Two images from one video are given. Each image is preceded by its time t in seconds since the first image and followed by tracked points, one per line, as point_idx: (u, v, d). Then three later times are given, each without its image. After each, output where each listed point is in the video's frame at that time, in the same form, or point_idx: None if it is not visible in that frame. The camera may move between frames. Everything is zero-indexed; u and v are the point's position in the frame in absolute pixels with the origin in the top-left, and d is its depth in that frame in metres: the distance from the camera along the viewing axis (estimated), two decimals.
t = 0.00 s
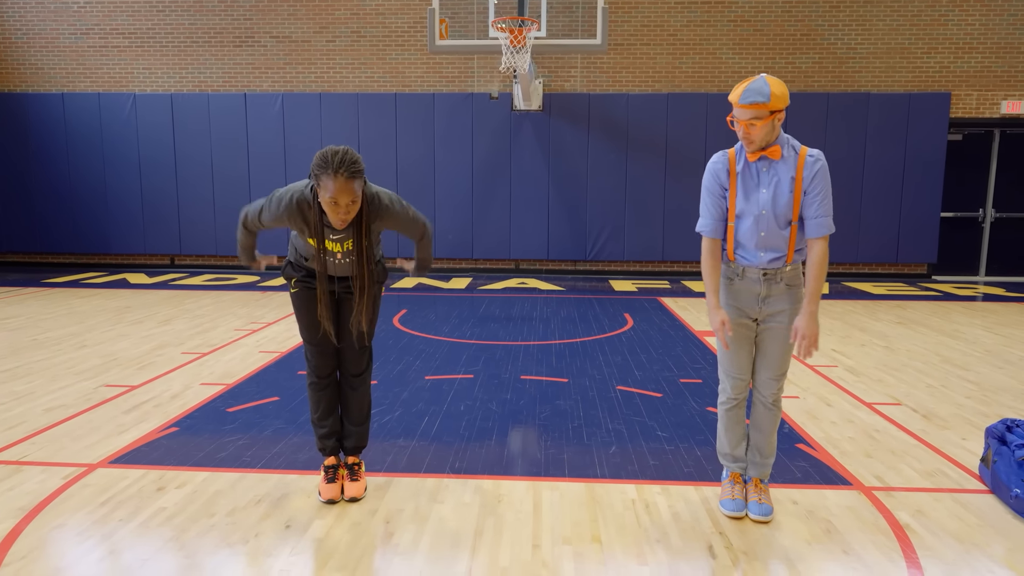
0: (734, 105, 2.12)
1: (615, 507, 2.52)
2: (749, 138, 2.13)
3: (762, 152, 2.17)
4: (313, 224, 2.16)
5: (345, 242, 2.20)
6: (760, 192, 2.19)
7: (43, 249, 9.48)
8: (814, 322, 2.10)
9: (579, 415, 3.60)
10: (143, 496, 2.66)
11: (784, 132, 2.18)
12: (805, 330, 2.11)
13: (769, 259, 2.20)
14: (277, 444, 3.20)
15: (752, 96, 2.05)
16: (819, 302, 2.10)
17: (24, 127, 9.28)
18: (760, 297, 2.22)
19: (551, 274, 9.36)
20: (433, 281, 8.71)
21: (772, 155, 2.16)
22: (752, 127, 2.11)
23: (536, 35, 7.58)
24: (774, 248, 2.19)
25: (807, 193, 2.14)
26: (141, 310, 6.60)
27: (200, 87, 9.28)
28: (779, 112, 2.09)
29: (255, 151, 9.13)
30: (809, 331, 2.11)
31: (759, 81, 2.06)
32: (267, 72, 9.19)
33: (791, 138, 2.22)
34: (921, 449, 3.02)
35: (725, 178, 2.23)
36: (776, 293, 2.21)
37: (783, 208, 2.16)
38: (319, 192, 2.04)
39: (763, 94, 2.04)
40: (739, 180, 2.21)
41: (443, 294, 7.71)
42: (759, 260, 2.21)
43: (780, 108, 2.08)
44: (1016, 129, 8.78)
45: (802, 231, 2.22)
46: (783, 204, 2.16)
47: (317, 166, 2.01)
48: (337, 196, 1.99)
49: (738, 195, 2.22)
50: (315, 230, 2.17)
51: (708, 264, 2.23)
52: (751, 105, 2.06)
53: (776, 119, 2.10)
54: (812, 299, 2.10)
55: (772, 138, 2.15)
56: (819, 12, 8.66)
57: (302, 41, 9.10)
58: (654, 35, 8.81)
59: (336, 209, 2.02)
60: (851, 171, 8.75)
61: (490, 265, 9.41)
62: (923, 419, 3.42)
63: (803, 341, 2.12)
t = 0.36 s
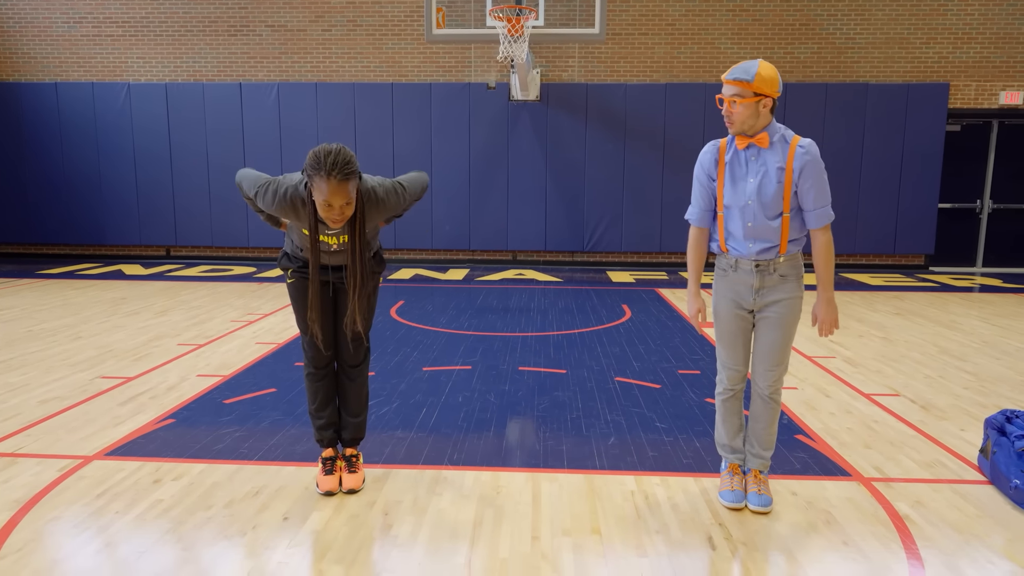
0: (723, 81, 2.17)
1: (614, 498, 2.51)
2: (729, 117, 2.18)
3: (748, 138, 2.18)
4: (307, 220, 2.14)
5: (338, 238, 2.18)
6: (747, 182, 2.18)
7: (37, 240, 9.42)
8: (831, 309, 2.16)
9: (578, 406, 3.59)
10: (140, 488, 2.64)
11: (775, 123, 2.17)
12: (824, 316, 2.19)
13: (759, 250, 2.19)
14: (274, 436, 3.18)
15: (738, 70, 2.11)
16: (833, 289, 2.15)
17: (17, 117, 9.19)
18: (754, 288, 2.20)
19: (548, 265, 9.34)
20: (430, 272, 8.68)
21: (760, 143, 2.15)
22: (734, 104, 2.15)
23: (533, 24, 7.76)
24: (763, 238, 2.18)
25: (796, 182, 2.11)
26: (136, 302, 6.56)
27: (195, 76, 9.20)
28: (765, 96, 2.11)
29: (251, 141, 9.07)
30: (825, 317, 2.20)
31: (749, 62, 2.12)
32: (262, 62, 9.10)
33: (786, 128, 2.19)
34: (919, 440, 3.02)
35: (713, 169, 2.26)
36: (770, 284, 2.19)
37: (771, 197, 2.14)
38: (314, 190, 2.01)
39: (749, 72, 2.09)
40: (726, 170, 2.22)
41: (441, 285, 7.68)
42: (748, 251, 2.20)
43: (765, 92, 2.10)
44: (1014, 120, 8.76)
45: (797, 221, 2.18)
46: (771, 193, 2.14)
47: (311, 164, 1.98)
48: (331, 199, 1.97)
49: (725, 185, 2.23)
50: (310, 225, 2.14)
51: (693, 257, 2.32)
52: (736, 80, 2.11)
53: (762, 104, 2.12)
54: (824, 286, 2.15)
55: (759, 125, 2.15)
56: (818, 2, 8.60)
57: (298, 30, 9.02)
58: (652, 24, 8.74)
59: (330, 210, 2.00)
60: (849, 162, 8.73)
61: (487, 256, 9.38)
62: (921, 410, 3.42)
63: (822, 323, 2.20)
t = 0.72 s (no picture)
0: (743, 68, 2.11)
1: (610, 493, 2.52)
2: (755, 104, 2.12)
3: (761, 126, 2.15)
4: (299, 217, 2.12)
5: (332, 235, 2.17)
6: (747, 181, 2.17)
7: (30, 234, 9.36)
8: (819, 308, 2.16)
9: (574, 400, 3.60)
10: (134, 484, 2.63)
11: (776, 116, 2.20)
12: (810, 317, 2.19)
13: (757, 248, 2.17)
14: (270, 431, 3.17)
15: (765, 57, 2.07)
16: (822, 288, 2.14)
17: (9, 110, 9.11)
18: (752, 284, 2.20)
19: (544, 259, 9.32)
20: (426, 266, 8.67)
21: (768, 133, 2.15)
22: (761, 92, 2.10)
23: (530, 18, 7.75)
24: (763, 238, 2.16)
25: (796, 181, 2.11)
26: (130, 296, 6.53)
27: (188, 69, 9.13)
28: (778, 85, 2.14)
29: (245, 135, 9.01)
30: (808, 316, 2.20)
31: (763, 50, 2.11)
32: (256, 54, 9.04)
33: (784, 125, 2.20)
34: (915, 434, 3.03)
35: (711, 166, 2.24)
36: (767, 280, 2.19)
37: (772, 196, 2.13)
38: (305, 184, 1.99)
39: (774, 60, 2.08)
40: (726, 167, 2.21)
41: (436, 279, 7.67)
42: (747, 249, 2.18)
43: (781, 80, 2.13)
44: (1009, 114, 8.78)
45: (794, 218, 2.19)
46: (772, 192, 2.14)
47: (302, 158, 1.96)
48: (322, 190, 1.94)
49: (724, 183, 2.22)
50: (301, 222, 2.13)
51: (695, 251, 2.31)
52: (766, 66, 2.06)
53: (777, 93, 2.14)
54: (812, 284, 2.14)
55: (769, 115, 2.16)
56: None
57: (292, 23, 8.95)
58: (649, 17, 8.71)
59: (321, 203, 1.97)
60: (845, 155, 8.73)
61: (483, 250, 9.36)
62: (916, 404, 3.43)
63: (808, 322, 2.20)
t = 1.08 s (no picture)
0: (748, 82, 2.06)
1: (606, 491, 2.52)
2: (762, 118, 2.07)
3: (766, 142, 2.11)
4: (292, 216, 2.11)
5: (326, 234, 2.17)
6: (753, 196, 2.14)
7: (24, 233, 9.31)
8: (795, 329, 2.09)
9: (570, 398, 3.60)
10: (129, 484, 2.62)
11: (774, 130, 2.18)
12: (785, 338, 2.10)
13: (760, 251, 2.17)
14: (265, 430, 3.16)
15: (770, 72, 2.05)
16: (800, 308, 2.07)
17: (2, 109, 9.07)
18: (750, 281, 2.20)
19: (540, 257, 9.32)
20: (422, 265, 8.65)
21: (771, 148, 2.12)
22: (768, 107, 2.07)
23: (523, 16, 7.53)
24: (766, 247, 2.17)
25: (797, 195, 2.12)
26: (125, 295, 6.50)
27: (183, 67, 9.09)
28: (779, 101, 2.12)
29: (240, 133, 8.98)
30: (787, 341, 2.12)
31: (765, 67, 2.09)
32: (251, 52, 9.01)
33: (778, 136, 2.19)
34: (909, 431, 3.04)
35: (716, 183, 2.14)
36: (766, 277, 2.20)
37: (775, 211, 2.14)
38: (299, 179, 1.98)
39: (777, 75, 2.07)
40: (732, 184, 2.14)
41: (433, 278, 7.66)
42: (749, 256, 2.18)
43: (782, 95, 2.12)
44: (1003, 112, 8.81)
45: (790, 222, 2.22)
46: (775, 205, 2.14)
47: (295, 153, 1.96)
48: (315, 182, 1.92)
49: (730, 200, 2.16)
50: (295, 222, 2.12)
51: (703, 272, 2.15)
52: (771, 81, 2.05)
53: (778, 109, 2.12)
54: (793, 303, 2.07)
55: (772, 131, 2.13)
56: None
57: (287, 20, 8.92)
58: (645, 15, 8.71)
59: (315, 196, 1.96)
60: (840, 153, 8.75)
61: (479, 249, 9.35)
62: (910, 401, 3.44)
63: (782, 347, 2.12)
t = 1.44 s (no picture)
0: (745, 131, 1.97)
1: (602, 491, 2.53)
2: (758, 168, 2.00)
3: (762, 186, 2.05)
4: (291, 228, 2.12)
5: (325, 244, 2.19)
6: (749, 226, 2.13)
7: (21, 233, 9.30)
8: (772, 355, 2.14)
9: (566, 398, 3.61)
10: (127, 484, 2.63)
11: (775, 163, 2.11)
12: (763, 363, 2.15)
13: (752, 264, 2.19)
14: (263, 431, 3.17)
15: (767, 120, 1.95)
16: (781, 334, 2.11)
17: None
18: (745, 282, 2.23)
19: (537, 257, 9.33)
20: (419, 265, 8.65)
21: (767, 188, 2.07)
22: (765, 155, 1.98)
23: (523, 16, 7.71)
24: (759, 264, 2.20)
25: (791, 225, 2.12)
26: (122, 295, 6.50)
27: (179, 67, 9.08)
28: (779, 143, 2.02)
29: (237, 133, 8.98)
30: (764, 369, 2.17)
31: (766, 109, 1.98)
32: (248, 52, 9.00)
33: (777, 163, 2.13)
34: (904, 431, 3.06)
35: (716, 212, 2.12)
36: (761, 279, 2.22)
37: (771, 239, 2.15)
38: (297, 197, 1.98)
39: (775, 119, 1.96)
40: (729, 216, 2.13)
41: (430, 278, 7.66)
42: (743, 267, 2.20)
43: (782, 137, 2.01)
44: (998, 112, 8.86)
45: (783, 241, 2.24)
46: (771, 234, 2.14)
47: (294, 170, 1.95)
48: (314, 201, 1.93)
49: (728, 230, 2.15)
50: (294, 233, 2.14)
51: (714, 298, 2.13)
52: (768, 129, 1.95)
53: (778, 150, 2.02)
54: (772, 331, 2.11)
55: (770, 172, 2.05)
56: None
57: (284, 20, 8.92)
58: (641, 15, 8.73)
59: (315, 214, 1.96)
60: (836, 154, 8.77)
61: (475, 249, 9.35)
62: (904, 401, 3.46)
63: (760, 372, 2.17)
